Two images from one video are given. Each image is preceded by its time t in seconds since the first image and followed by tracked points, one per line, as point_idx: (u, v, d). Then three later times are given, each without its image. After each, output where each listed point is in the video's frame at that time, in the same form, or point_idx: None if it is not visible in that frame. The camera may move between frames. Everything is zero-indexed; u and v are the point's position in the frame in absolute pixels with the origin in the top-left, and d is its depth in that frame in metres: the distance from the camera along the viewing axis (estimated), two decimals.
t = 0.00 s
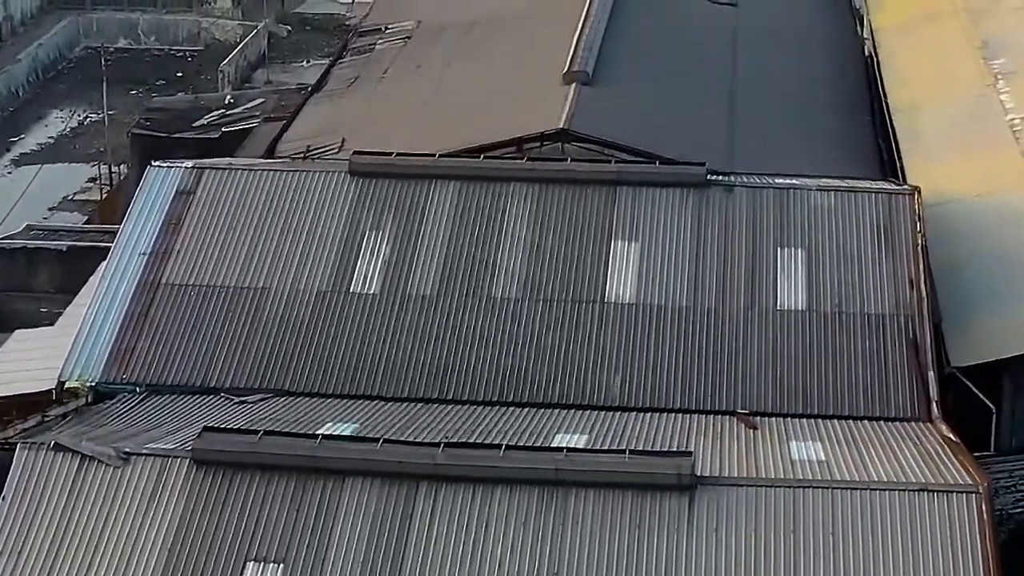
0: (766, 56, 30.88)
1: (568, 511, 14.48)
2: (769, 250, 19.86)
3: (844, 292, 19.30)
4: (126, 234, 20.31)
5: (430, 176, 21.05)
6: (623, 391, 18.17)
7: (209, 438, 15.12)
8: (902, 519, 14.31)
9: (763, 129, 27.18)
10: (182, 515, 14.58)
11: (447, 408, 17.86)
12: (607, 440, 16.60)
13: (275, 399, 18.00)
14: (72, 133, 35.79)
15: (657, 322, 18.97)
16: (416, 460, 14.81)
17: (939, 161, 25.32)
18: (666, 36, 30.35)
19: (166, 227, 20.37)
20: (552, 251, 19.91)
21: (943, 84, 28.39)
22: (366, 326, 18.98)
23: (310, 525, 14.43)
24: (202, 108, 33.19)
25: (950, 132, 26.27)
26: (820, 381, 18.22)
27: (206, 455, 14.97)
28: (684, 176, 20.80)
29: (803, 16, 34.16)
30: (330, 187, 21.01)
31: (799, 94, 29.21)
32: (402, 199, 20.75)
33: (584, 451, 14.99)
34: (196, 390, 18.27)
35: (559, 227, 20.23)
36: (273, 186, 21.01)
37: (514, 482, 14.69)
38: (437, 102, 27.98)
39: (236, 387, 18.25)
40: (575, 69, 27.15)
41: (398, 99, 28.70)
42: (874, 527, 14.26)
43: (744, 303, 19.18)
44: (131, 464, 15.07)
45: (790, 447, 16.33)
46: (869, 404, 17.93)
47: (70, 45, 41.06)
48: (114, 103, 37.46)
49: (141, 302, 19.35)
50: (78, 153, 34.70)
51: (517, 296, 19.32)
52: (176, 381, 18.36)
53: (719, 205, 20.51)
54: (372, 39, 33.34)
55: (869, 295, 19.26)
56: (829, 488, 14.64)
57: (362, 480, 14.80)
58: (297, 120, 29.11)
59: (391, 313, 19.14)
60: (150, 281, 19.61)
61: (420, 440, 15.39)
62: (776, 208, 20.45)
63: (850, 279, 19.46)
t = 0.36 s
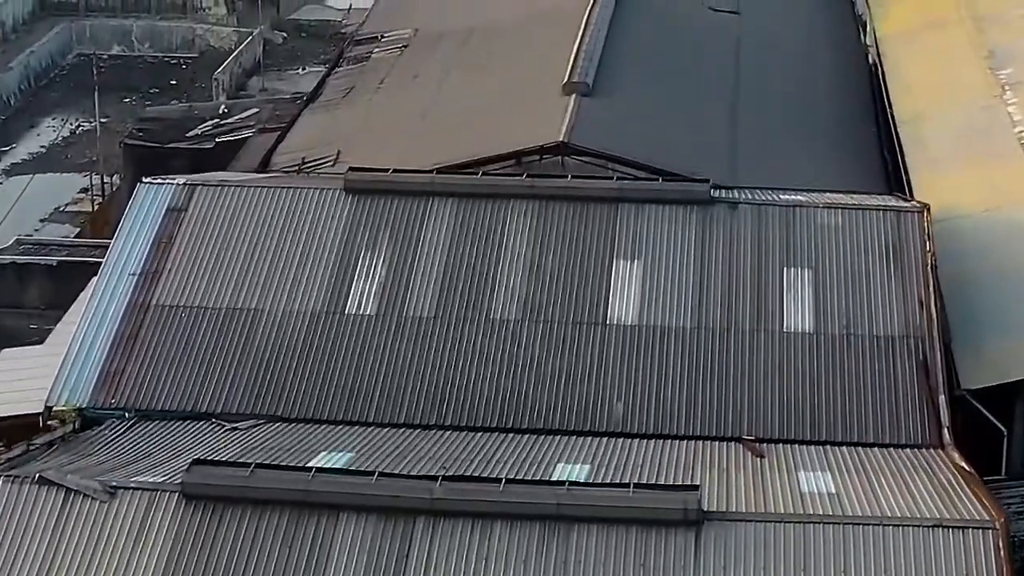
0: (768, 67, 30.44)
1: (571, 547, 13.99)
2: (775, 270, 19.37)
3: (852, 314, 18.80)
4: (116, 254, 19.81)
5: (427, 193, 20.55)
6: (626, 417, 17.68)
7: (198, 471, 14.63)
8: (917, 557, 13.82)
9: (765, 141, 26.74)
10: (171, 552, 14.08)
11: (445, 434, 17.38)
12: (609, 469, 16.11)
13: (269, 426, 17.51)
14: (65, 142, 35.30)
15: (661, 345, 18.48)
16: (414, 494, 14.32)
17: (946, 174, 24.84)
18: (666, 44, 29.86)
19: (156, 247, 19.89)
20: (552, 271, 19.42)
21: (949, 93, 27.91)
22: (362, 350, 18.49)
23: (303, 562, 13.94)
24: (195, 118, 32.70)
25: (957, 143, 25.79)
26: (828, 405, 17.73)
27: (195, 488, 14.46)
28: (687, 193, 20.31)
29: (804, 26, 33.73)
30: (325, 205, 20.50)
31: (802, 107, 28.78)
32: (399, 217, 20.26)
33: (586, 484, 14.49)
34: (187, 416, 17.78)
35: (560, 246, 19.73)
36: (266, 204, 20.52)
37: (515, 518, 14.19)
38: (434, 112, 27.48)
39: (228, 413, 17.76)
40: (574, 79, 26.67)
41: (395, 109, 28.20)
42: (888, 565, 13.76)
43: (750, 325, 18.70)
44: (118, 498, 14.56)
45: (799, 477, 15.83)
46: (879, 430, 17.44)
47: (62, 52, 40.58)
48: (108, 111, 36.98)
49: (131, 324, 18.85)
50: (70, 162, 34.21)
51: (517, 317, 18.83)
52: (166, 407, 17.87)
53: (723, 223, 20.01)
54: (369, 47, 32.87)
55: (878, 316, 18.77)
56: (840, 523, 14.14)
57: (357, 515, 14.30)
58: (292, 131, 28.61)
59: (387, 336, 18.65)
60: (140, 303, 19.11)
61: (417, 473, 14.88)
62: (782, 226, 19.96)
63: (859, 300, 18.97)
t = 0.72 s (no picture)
0: (771, 78, 30.01)
1: None
2: (782, 290, 18.86)
3: (861, 337, 18.30)
4: (105, 275, 19.29)
5: (425, 211, 20.03)
6: (628, 445, 17.18)
7: (187, 506, 14.10)
8: None
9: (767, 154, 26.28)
10: None
11: (444, 463, 16.88)
12: (612, 500, 15.60)
13: (262, 454, 17.01)
14: (56, 152, 34.79)
15: (665, 369, 17.97)
16: (410, 531, 13.81)
17: (954, 188, 24.36)
18: (666, 54, 29.38)
19: (146, 268, 19.38)
20: (553, 292, 18.91)
21: (956, 104, 27.43)
22: (357, 375, 17.98)
23: None
24: (189, 128, 32.22)
25: (964, 156, 25.31)
26: (837, 432, 17.22)
27: (183, 525, 13.94)
28: (691, 211, 19.80)
29: (807, 36, 33.26)
30: (320, 224, 19.99)
31: (805, 119, 28.34)
32: (395, 237, 19.75)
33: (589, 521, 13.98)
34: (176, 444, 17.28)
35: (561, 267, 19.22)
36: (259, 223, 20.01)
37: (515, 557, 13.70)
38: (431, 122, 26.97)
39: (220, 442, 17.26)
40: (575, 89, 26.15)
41: (391, 120, 27.68)
42: None
43: (756, 348, 18.19)
44: (105, 535, 14.04)
45: (809, 511, 15.32)
46: (889, 459, 16.95)
47: (55, 59, 40.09)
48: (100, 120, 36.48)
49: (119, 348, 18.35)
50: (62, 173, 33.70)
51: (517, 340, 18.32)
52: (155, 435, 17.37)
53: (728, 242, 19.50)
54: (365, 56, 32.39)
55: (888, 340, 18.26)
56: (853, 563, 13.64)
57: (352, 554, 13.80)
58: (286, 142, 28.08)
59: (384, 360, 18.14)
60: (128, 327, 18.61)
61: (413, 509, 14.36)
62: (788, 245, 19.46)
63: (868, 323, 18.47)
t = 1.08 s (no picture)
0: (773, 88, 29.57)
1: None
2: (788, 311, 18.41)
3: (869, 359, 17.85)
4: (95, 293, 18.83)
5: (422, 229, 19.58)
6: (631, 472, 16.73)
7: (175, 541, 13.67)
8: None
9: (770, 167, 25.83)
10: None
11: (442, 491, 16.44)
12: (615, 532, 15.10)
13: (255, 482, 16.56)
14: (49, 161, 34.33)
15: (668, 392, 17.53)
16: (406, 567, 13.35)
17: (961, 201, 23.90)
18: (667, 64, 28.94)
19: (137, 286, 18.92)
20: (553, 312, 18.46)
21: (961, 114, 26.98)
22: (353, 398, 17.52)
23: None
24: (183, 137, 31.76)
25: (971, 169, 24.85)
26: (845, 458, 16.78)
27: (172, 560, 13.48)
28: (694, 229, 19.36)
29: (810, 44, 32.84)
30: (315, 241, 19.53)
31: (809, 130, 27.89)
32: (392, 255, 19.29)
33: (593, 557, 13.52)
34: (167, 471, 16.83)
35: (562, 286, 18.77)
36: (252, 240, 19.55)
37: None
38: (428, 133, 26.51)
39: (212, 468, 16.81)
40: (574, 100, 25.70)
41: (388, 131, 27.23)
42: None
43: (761, 370, 17.74)
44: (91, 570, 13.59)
45: (818, 542, 14.88)
46: (899, 486, 16.50)
47: (48, 67, 39.64)
48: (93, 128, 36.02)
49: (109, 370, 17.88)
50: (54, 183, 33.23)
51: (516, 362, 17.86)
52: (145, 460, 16.93)
53: (732, 261, 19.06)
54: (361, 65, 31.93)
55: (897, 362, 17.81)
56: None
57: None
58: (282, 154, 27.63)
59: (380, 383, 17.69)
60: (118, 347, 18.15)
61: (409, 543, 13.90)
62: (794, 264, 19.00)
63: (876, 344, 18.02)
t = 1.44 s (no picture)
0: (776, 98, 29.07)
1: None
2: (795, 334, 17.92)
3: (879, 385, 17.35)
4: (83, 316, 18.34)
5: (419, 249, 19.09)
6: (634, 502, 16.23)
7: None
8: None
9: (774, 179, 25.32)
10: None
11: (440, 522, 15.97)
12: (620, 567, 14.63)
13: (248, 514, 16.06)
14: (41, 171, 33.83)
15: (673, 419, 17.03)
16: None
17: (970, 217, 23.39)
18: (669, 74, 28.45)
19: (126, 309, 18.44)
20: (554, 336, 17.97)
21: (969, 126, 26.49)
22: (349, 425, 17.03)
23: None
24: (176, 148, 31.26)
25: (980, 184, 24.36)
26: (855, 488, 16.29)
27: None
28: (698, 250, 18.86)
29: (812, 53, 32.36)
30: (310, 262, 19.04)
31: (813, 141, 27.39)
32: (388, 276, 18.80)
33: None
34: (157, 501, 16.35)
35: (563, 308, 18.28)
36: (245, 260, 19.06)
37: None
38: (426, 146, 26.01)
39: (204, 498, 16.32)
40: (574, 112, 25.20)
41: (385, 144, 26.73)
42: None
43: (768, 396, 17.25)
44: None
45: None
46: (911, 517, 16.01)
47: (40, 74, 39.15)
48: (86, 137, 35.51)
49: (97, 396, 17.39)
50: (46, 193, 32.73)
51: (516, 388, 17.36)
52: (135, 490, 16.44)
53: (737, 283, 18.57)
54: (357, 74, 31.44)
55: (908, 388, 17.32)
56: None
57: None
58: (276, 167, 27.12)
59: (376, 409, 17.19)
60: (107, 372, 17.66)
61: None
62: (801, 285, 18.52)
63: (886, 370, 17.53)
